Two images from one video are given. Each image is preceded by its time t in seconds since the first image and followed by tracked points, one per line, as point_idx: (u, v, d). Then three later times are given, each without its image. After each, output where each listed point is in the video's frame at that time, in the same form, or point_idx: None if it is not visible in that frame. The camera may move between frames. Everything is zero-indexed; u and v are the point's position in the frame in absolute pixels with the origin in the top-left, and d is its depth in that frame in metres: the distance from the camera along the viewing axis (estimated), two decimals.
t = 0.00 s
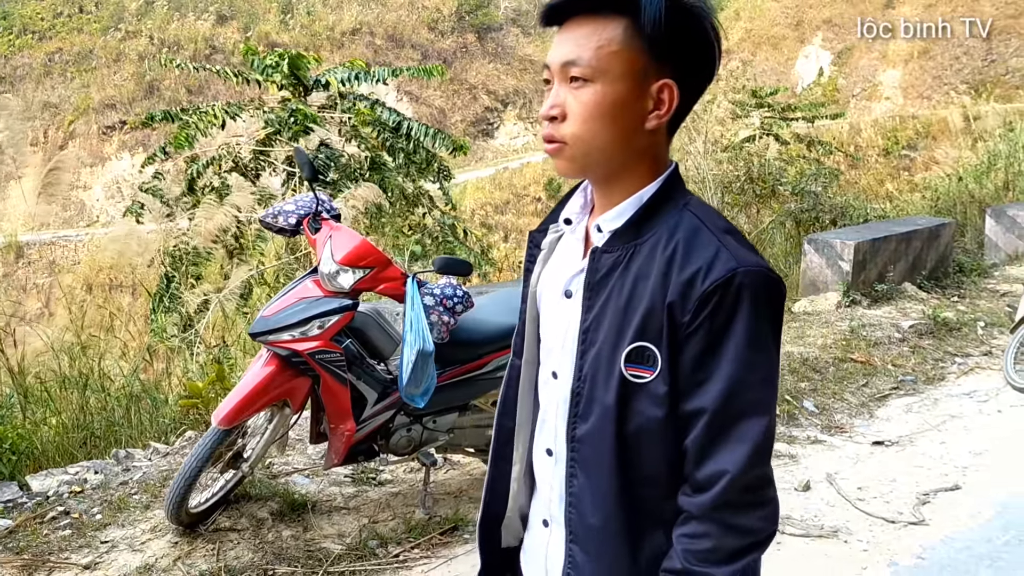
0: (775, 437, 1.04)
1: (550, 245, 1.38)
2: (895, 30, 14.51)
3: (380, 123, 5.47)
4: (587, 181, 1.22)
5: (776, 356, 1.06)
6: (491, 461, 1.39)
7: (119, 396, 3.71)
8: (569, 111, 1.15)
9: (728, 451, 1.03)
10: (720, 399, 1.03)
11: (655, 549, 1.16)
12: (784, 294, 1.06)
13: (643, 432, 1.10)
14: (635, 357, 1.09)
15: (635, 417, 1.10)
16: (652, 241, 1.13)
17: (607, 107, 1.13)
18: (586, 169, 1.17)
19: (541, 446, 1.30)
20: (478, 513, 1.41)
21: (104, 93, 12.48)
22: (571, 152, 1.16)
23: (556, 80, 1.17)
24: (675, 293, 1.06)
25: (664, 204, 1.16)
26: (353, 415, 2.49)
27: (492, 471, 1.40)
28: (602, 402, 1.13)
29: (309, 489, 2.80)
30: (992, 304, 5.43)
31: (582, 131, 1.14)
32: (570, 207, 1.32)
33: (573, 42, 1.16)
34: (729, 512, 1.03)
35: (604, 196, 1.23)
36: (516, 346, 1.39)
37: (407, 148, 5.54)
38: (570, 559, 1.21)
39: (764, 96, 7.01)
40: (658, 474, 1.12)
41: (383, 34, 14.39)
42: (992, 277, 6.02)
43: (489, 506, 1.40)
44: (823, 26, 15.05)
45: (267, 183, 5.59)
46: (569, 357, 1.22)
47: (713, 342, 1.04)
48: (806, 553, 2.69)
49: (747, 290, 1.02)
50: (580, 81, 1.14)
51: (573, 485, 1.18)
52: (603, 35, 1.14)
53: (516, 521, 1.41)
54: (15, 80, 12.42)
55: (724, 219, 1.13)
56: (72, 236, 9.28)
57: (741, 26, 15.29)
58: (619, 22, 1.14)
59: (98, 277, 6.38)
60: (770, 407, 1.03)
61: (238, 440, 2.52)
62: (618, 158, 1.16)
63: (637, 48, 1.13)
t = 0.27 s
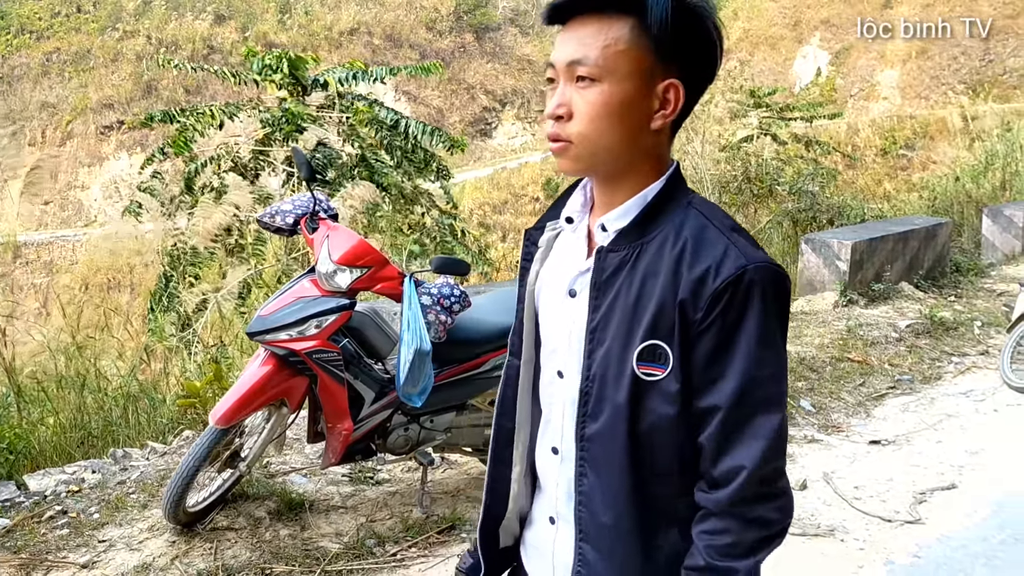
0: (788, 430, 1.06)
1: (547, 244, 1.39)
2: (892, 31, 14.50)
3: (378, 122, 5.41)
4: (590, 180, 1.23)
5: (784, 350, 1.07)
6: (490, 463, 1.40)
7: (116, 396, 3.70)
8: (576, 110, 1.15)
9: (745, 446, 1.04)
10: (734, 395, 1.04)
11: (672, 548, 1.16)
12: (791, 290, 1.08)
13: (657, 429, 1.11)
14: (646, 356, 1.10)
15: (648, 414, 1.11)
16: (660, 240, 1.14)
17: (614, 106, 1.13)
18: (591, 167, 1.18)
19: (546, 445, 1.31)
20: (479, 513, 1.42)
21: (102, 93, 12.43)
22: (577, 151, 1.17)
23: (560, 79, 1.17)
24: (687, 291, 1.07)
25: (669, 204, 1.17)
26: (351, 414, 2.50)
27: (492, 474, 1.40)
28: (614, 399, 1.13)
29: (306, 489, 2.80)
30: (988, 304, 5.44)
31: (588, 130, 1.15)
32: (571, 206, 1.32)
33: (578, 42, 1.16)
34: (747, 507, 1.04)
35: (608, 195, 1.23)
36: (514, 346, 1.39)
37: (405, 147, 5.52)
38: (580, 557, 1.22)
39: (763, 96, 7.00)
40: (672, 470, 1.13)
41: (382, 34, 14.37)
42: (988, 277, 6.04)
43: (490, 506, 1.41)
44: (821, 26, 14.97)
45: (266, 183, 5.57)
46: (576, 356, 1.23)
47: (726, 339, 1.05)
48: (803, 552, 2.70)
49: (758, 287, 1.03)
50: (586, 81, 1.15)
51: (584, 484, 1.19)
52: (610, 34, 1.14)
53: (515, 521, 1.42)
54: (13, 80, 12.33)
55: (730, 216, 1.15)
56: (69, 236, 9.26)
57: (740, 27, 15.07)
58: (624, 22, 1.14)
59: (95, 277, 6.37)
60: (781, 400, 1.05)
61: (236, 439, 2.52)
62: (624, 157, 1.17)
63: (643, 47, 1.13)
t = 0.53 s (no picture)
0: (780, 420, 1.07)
1: (538, 241, 1.39)
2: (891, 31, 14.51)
3: (375, 121, 5.44)
4: (583, 175, 1.23)
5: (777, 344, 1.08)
6: (484, 461, 1.41)
7: (114, 396, 3.70)
8: (571, 105, 1.16)
9: (740, 437, 1.05)
10: (730, 387, 1.05)
11: (665, 535, 1.18)
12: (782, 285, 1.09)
13: (653, 422, 1.11)
14: (643, 350, 1.10)
15: (644, 407, 1.11)
16: (655, 236, 1.14)
17: (610, 102, 1.14)
18: (585, 163, 1.18)
19: (540, 440, 1.31)
20: (474, 510, 1.42)
21: (100, 93, 12.36)
22: (572, 146, 1.17)
23: (555, 75, 1.18)
24: (682, 285, 1.07)
25: (661, 200, 1.18)
26: (348, 413, 2.50)
27: (486, 470, 1.42)
28: (610, 393, 1.13)
29: (303, 488, 2.81)
30: (986, 303, 5.45)
31: (584, 125, 1.15)
32: (563, 203, 1.33)
33: (574, 38, 1.16)
34: (743, 495, 1.05)
35: (600, 191, 1.24)
36: (506, 343, 1.39)
37: (401, 146, 5.52)
38: (575, 550, 1.21)
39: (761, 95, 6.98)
40: (667, 461, 1.14)
41: (380, 33, 14.36)
42: (986, 277, 6.05)
43: (485, 505, 1.41)
44: (819, 26, 14.94)
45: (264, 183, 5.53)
46: (571, 351, 1.23)
47: (721, 333, 1.05)
48: (799, 550, 2.70)
49: (752, 282, 1.04)
50: (582, 77, 1.15)
51: (579, 478, 1.19)
52: (606, 31, 1.14)
53: (508, 516, 1.43)
54: (11, 80, 12.29)
55: (721, 211, 1.15)
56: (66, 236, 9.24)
57: (738, 26, 15.15)
58: (620, 20, 1.15)
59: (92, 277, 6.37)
60: (775, 392, 1.06)
61: (233, 438, 2.53)
62: (618, 152, 1.17)
63: (639, 45, 1.14)
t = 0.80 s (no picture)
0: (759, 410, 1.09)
1: (527, 238, 1.40)
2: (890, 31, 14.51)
3: (373, 121, 5.43)
4: (572, 175, 1.24)
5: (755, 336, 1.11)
6: (478, 454, 1.41)
7: (115, 397, 3.71)
8: (562, 108, 1.17)
9: (718, 424, 1.07)
10: (708, 375, 1.06)
11: (646, 524, 1.19)
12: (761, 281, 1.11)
13: (634, 411, 1.12)
14: (625, 340, 1.11)
15: (626, 395, 1.12)
16: (638, 231, 1.15)
17: (601, 105, 1.15)
18: (576, 163, 1.19)
19: (527, 430, 1.31)
20: (469, 504, 1.42)
21: (100, 94, 12.28)
22: (563, 147, 1.18)
23: (547, 78, 1.19)
24: (664, 278, 1.09)
25: (645, 198, 1.19)
26: (350, 414, 2.51)
27: (480, 464, 1.41)
28: (593, 382, 1.14)
29: (305, 489, 2.81)
30: (985, 303, 5.46)
31: (574, 127, 1.16)
32: (552, 200, 1.34)
33: (564, 42, 1.17)
34: (721, 481, 1.06)
35: (588, 189, 1.24)
36: (497, 338, 1.40)
37: (398, 147, 5.50)
38: (560, 539, 1.22)
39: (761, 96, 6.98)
40: (649, 451, 1.15)
41: (380, 34, 14.35)
42: (985, 277, 6.06)
43: (480, 499, 1.41)
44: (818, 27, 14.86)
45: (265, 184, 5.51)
46: (556, 343, 1.24)
47: (701, 324, 1.07)
48: (799, 550, 2.71)
49: (731, 275, 1.06)
50: (573, 80, 1.16)
51: (563, 467, 1.20)
52: (595, 36, 1.15)
53: (503, 511, 1.43)
54: (10, 80, 12.26)
55: (703, 209, 1.17)
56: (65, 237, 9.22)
57: (737, 27, 14.97)
58: (609, 25, 1.16)
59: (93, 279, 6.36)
60: (753, 382, 1.08)
61: (235, 438, 2.53)
62: (607, 153, 1.18)
63: (627, 50, 1.15)
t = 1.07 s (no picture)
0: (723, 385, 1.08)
1: (522, 226, 1.39)
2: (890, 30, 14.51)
3: (373, 121, 5.39)
4: (556, 165, 1.25)
5: (722, 314, 1.10)
6: (477, 434, 1.42)
7: (117, 396, 3.72)
8: (546, 98, 1.17)
9: (679, 397, 1.06)
10: (670, 351, 1.06)
11: (620, 492, 1.20)
12: (730, 261, 1.10)
13: (604, 386, 1.13)
14: (596, 317, 1.12)
15: (597, 370, 1.13)
16: (610, 213, 1.15)
17: (582, 96, 1.16)
18: (557, 153, 1.20)
19: (518, 408, 1.32)
20: (468, 481, 1.44)
21: (100, 93, 12.24)
22: (546, 136, 1.19)
23: (531, 71, 1.20)
24: (630, 256, 1.09)
25: (622, 181, 1.19)
26: (353, 412, 2.51)
27: (479, 440, 1.42)
28: (566, 357, 1.15)
29: (309, 486, 2.82)
30: (987, 302, 5.46)
31: (557, 117, 1.17)
32: (542, 188, 1.35)
33: (548, 36, 1.18)
34: (682, 453, 1.07)
35: (569, 177, 1.25)
36: (495, 322, 1.41)
37: (398, 147, 5.42)
38: (545, 509, 1.24)
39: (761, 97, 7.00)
40: (620, 425, 1.16)
41: (380, 34, 14.34)
42: (986, 276, 6.07)
43: (478, 476, 1.44)
44: (819, 26, 14.94)
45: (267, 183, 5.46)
46: (539, 322, 1.25)
47: (665, 302, 1.07)
48: (802, 548, 2.71)
49: (693, 255, 1.06)
50: (555, 73, 1.17)
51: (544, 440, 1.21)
52: (577, 31, 1.17)
53: (502, 488, 1.45)
54: (11, 80, 12.27)
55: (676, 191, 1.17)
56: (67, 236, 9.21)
57: (737, 26, 15.11)
58: (590, 20, 1.17)
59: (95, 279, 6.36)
60: (716, 358, 1.07)
61: (239, 436, 2.53)
62: (589, 141, 1.19)
63: (607, 44, 1.16)
